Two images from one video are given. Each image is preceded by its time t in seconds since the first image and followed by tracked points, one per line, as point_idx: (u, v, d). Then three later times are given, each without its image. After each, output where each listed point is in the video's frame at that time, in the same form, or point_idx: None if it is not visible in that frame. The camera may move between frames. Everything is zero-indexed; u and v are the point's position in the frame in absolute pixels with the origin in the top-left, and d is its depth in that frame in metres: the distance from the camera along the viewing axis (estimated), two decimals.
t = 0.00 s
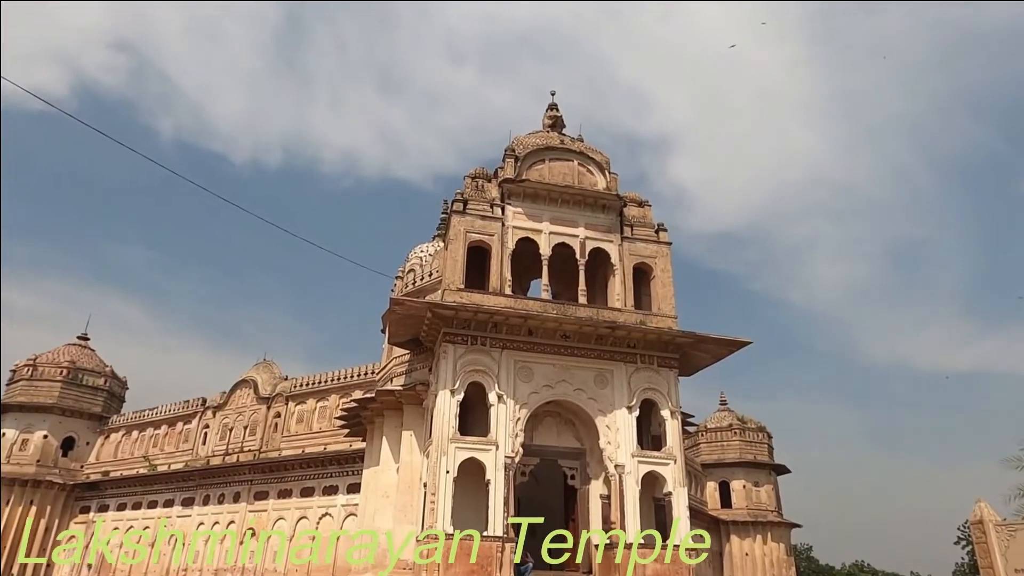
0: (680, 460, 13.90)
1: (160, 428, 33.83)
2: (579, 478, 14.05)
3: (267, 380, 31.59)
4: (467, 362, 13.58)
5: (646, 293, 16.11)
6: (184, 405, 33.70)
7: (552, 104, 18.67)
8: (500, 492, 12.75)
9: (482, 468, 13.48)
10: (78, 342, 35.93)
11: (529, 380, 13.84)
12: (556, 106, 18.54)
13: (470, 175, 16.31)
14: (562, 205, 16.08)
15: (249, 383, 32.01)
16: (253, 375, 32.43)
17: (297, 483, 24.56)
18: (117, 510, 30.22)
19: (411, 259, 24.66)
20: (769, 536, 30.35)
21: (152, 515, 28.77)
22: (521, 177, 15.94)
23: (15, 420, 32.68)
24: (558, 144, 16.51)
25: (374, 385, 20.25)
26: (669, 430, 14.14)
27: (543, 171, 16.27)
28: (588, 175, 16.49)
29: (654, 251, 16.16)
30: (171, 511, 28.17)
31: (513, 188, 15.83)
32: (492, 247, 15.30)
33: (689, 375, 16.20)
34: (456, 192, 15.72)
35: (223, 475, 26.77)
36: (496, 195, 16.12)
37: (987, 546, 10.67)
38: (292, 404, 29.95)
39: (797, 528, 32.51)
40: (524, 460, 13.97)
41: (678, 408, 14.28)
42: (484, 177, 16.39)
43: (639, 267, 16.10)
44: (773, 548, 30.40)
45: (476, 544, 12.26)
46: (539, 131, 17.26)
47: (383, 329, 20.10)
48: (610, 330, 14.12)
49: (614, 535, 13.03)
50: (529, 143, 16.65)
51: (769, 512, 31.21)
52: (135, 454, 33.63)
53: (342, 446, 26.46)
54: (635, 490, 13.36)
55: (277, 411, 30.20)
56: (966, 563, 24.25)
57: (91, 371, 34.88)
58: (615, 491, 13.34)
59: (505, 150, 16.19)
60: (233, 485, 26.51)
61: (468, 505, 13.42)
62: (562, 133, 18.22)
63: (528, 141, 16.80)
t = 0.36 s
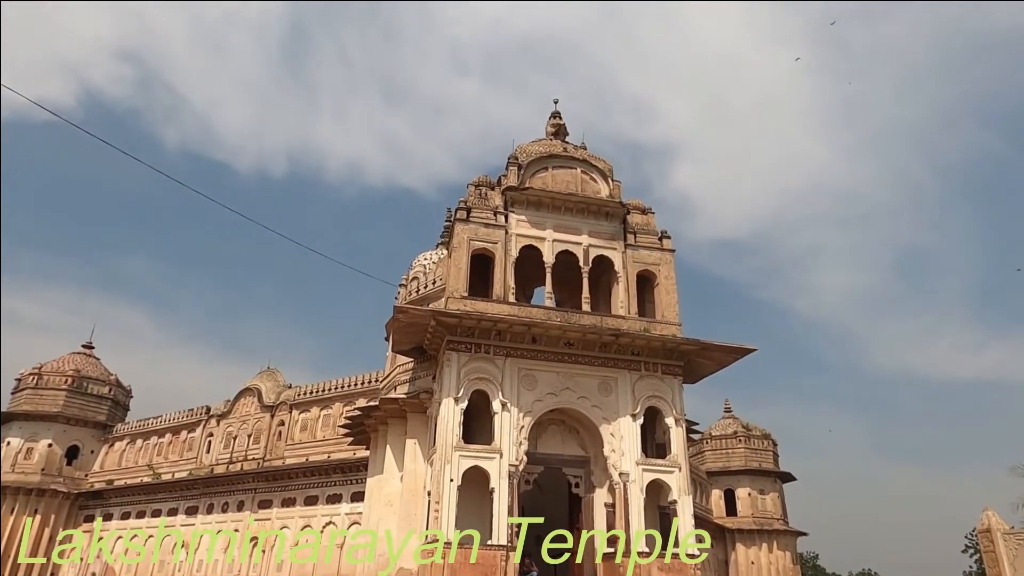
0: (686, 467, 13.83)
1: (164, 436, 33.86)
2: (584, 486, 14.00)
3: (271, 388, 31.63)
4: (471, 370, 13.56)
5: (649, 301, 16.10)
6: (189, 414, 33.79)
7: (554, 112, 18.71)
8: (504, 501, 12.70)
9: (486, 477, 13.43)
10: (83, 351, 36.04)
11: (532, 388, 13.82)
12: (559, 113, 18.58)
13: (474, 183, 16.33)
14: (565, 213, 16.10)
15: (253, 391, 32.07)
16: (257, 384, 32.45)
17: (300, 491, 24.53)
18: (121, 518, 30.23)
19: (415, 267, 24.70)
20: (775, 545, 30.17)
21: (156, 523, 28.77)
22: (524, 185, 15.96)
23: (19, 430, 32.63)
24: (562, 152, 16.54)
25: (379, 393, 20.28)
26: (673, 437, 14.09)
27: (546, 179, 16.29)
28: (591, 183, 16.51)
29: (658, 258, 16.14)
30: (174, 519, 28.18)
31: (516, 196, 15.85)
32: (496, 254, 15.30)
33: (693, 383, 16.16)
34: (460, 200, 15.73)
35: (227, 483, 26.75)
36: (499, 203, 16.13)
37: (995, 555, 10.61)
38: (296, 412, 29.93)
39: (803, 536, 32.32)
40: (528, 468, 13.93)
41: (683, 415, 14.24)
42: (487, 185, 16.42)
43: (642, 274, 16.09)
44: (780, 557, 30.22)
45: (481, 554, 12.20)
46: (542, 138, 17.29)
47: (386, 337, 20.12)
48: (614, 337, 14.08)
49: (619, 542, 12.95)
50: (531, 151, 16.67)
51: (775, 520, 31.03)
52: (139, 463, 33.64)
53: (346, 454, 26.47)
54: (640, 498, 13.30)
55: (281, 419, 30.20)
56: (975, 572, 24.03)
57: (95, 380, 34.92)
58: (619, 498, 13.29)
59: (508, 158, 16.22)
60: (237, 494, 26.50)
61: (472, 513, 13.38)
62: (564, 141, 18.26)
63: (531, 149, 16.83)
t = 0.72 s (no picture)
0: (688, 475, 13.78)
1: (165, 445, 33.80)
2: (586, 494, 13.98)
3: (272, 397, 31.59)
4: (472, 378, 13.53)
5: (650, 307, 16.09)
6: (190, 423, 33.74)
7: (554, 120, 18.75)
8: (506, 509, 12.65)
9: (488, 485, 13.39)
10: (84, 361, 35.98)
11: (534, 395, 13.79)
12: (559, 121, 18.61)
13: (474, 191, 16.35)
14: (566, 220, 16.10)
15: (254, 400, 32.03)
16: (258, 393, 32.40)
17: (301, 501, 24.46)
18: (122, 528, 30.17)
19: (416, 275, 24.71)
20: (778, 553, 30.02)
21: (157, 533, 28.68)
22: (524, 193, 15.97)
23: (19, 440, 32.60)
24: (562, 159, 16.56)
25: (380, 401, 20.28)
26: (675, 444, 14.05)
27: (546, 187, 16.30)
28: (591, 190, 16.52)
29: (658, 265, 16.14)
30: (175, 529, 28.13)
31: (517, 204, 15.87)
32: (496, 262, 15.30)
33: (695, 390, 16.12)
34: (460, 208, 15.74)
35: (228, 493, 26.67)
36: (499, 211, 16.14)
37: (999, 562, 10.58)
38: (297, 421, 29.86)
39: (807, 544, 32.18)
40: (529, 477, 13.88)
41: (685, 422, 14.21)
42: (488, 193, 16.43)
43: (643, 281, 16.08)
44: (783, 565, 30.07)
45: (482, 562, 12.15)
46: (542, 146, 17.32)
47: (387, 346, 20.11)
48: (616, 344, 14.06)
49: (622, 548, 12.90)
50: (532, 159, 16.69)
51: (778, 528, 30.90)
52: (139, 472, 33.53)
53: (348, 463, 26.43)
54: (642, 506, 13.25)
55: (282, 428, 30.14)
56: None
57: (96, 389, 34.87)
58: (621, 505, 13.24)
59: (509, 166, 16.24)
60: (238, 503, 26.44)
61: (473, 522, 13.32)
62: (564, 148, 18.28)
63: (532, 157, 16.85)
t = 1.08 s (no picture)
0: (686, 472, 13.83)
1: (163, 444, 33.80)
2: (584, 491, 13.91)
3: (270, 395, 31.60)
4: (470, 376, 13.54)
5: (649, 305, 16.10)
6: (188, 422, 33.75)
7: (551, 118, 18.77)
8: (504, 507, 12.67)
9: (486, 483, 13.40)
10: (81, 360, 35.91)
11: (532, 393, 13.81)
12: (557, 119, 18.61)
13: (472, 189, 16.35)
14: (564, 218, 16.12)
15: (253, 399, 32.02)
16: (256, 391, 32.40)
17: (300, 499, 24.45)
18: (121, 527, 30.19)
19: (414, 273, 24.72)
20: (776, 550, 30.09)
21: (156, 531, 28.67)
22: (522, 191, 15.98)
23: (17, 439, 32.56)
24: (559, 157, 16.57)
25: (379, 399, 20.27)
26: (673, 442, 14.10)
27: (544, 184, 16.31)
28: (589, 188, 16.54)
29: (656, 263, 16.16)
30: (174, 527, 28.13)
31: (514, 202, 15.88)
32: (494, 260, 15.31)
33: (693, 388, 16.16)
34: (458, 206, 15.75)
35: (227, 491, 26.67)
36: (497, 208, 16.15)
37: (996, 558, 10.62)
38: (295, 420, 29.84)
39: (805, 540, 32.27)
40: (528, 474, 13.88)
41: (683, 420, 14.26)
42: (485, 191, 16.44)
43: (641, 279, 16.10)
44: (781, 562, 30.15)
45: (481, 560, 12.16)
46: (539, 144, 17.33)
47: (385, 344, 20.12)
48: (614, 342, 14.08)
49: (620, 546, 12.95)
50: (529, 157, 16.70)
51: (776, 525, 30.96)
52: (138, 471, 33.51)
53: (346, 462, 26.45)
54: (640, 503, 13.29)
55: (280, 426, 30.13)
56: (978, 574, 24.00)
57: (94, 388, 34.82)
58: (620, 503, 13.26)
59: (506, 164, 16.25)
60: (237, 501, 26.44)
61: (472, 520, 13.34)
62: (562, 146, 18.30)
63: (529, 155, 16.87)
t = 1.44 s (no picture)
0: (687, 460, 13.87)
1: (165, 433, 33.91)
2: (584, 479, 13.98)
3: (271, 384, 31.67)
4: (471, 365, 13.55)
5: (649, 294, 16.09)
6: (190, 411, 33.84)
7: (552, 106, 18.68)
8: (505, 495, 12.71)
9: (487, 471, 13.45)
10: (83, 349, 35.96)
11: (533, 382, 13.83)
12: (557, 107, 18.53)
13: (472, 178, 16.29)
14: (564, 207, 16.07)
15: (254, 388, 32.11)
16: (258, 380, 32.47)
17: (302, 487, 24.54)
18: (124, 515, 30.31)
19: (415, 262, 24.70)
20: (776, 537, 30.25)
21: (159, 520, 28.80)
22: (523, 179, 15.93)
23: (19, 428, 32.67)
24: (560, 146, 16.51)
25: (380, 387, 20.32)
26: (673, 430, 14.13)
27: (545, 173, 16.25)
28: (589, 177, 16.48)
29: (657, 252, 16.13)
30: (176, 516, 28.25)
31: (515, 190, 15.82)
32: (495, 249, 15.28)
33: (694, 376, 16.18)
34: (458, 195, 15.70)
35: (229, 480, 26.77)
36: (498, 197, 16.10)
37: (994, 545, 10.68)
38: (297, 409, 29.92)
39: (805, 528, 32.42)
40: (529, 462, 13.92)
41: (684, 408, 14.27)
42: (486, 179, 16.38)
43: (641, 268, 16.08)
44: (780, 549, 30.31)
45: (482, 547, 12.23)
46: (540, 132, 17.25)
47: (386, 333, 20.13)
48: (614, 330, 14.09)
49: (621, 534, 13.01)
50: (529, 145, 16.63)
51: (776, 513, 31.10)
52: (140, 460, 33.64)
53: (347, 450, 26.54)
54: (640, 491, 13.33)
55: (281, 415, 30.21)
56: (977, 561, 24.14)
57: (96, 377, 34.87)
58: (621, 491, 13.31)
59: (506, 153, 16.19)
60: (239, 490, 26.54)
61: (473, 508, 13.40)
62: (562, 134, 18.23)
63: (530, 143, 16.80)
